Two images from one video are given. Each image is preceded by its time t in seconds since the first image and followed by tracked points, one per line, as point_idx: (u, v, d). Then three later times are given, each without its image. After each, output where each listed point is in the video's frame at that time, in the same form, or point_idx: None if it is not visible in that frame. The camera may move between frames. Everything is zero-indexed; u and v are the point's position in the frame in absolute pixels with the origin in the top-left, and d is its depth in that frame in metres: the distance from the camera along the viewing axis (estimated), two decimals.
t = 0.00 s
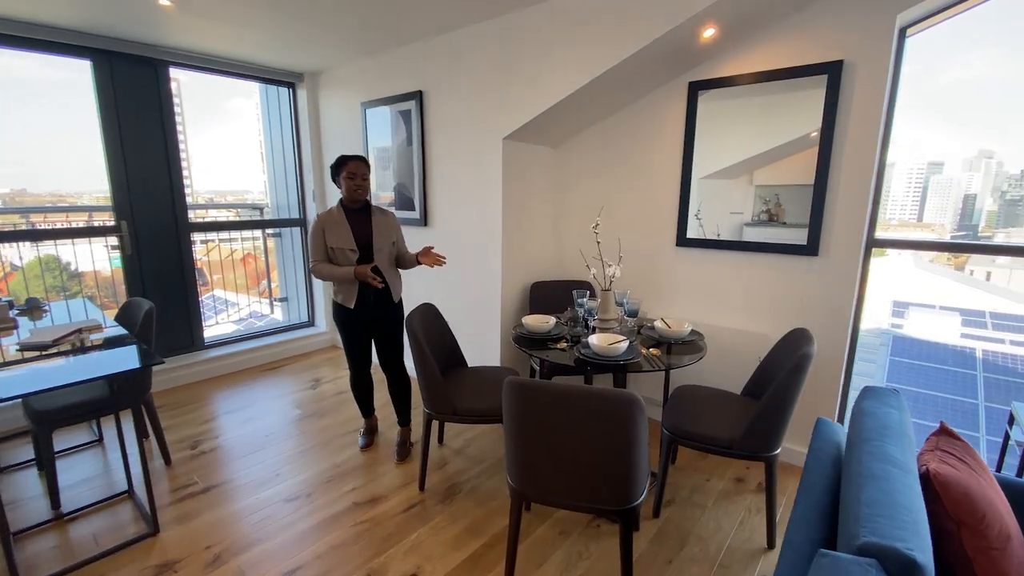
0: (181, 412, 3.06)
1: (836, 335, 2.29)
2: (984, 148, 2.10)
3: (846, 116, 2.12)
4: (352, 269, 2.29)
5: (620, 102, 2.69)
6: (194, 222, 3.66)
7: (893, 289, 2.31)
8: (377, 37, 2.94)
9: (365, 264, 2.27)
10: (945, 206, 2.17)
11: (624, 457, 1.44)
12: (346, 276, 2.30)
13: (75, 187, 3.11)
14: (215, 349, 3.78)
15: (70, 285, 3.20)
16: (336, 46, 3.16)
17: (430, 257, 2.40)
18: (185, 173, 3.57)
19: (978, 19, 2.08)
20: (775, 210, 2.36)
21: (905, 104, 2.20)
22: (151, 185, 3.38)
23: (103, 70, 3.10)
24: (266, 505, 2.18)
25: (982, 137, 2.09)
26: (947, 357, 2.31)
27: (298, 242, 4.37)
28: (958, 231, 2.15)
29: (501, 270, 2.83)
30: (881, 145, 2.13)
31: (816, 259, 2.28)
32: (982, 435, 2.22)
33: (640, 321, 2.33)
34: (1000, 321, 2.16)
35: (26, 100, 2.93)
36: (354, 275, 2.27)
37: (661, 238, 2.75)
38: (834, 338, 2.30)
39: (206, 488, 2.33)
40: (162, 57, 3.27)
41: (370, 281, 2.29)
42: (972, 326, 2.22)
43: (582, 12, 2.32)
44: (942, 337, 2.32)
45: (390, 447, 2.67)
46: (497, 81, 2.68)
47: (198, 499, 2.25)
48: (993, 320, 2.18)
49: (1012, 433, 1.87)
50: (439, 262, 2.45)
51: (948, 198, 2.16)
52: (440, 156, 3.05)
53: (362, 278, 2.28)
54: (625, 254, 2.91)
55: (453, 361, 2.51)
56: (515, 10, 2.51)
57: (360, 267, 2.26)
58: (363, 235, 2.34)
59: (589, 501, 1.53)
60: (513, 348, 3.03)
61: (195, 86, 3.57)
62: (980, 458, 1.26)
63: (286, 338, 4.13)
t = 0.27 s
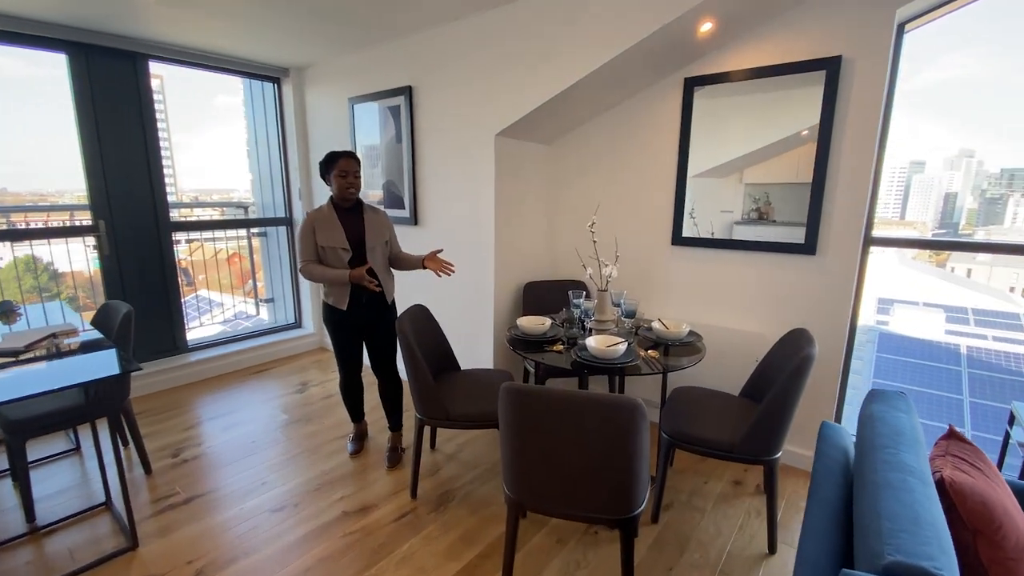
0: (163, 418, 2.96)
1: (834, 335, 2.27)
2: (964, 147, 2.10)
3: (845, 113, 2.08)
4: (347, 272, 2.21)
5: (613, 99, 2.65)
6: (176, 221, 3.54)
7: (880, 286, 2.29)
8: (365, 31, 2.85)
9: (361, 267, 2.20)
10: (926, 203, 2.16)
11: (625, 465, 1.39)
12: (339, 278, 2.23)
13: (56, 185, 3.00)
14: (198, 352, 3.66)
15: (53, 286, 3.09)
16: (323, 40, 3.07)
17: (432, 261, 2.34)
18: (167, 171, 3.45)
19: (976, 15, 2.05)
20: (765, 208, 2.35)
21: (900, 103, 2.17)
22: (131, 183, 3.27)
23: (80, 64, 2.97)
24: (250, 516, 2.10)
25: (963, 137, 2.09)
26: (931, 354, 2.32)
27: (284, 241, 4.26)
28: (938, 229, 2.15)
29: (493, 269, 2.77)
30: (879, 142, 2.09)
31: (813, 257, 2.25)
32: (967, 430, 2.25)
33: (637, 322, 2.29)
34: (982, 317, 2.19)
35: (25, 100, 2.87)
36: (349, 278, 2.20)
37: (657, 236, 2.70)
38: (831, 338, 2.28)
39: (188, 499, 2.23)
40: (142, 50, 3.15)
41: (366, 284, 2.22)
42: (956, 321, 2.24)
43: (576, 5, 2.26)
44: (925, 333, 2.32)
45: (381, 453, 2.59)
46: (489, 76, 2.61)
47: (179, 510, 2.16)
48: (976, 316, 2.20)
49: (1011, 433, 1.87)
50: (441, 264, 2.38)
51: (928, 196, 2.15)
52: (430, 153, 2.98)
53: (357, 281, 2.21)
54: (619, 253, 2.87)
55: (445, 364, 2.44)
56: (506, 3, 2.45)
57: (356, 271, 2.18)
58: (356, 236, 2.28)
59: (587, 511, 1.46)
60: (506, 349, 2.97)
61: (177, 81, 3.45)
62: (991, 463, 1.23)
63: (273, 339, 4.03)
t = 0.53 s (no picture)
0: (145, 425, 2.86)
1: (832, 336, 2.23)
2: (948, 147, 2.07)
3: (843, 111, 2.05)
4: (343, 277, 2.15)
5: (608, 96, 2.60)
6: (158, 222, 3.43)
7: (867, 286, 2.25)
8: (353, 25, 2.77)
9: (358, 272, 2.14)
10: (911, 202, 2.14)
11: (625, 475, 1.33)
12: (334, 283, 2.17)
13: (42, 184, 2.92)
14: (181, 356, 3.56)
15: (37, 286, 2.98)
16: (310, 35, 2.98)
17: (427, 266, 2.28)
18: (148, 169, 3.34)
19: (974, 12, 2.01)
20: (756, 207, 2.33)
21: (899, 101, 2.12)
22: (111, 181, 3.15)
23: (55, 58, 2.86)
24: (234, 529, 2.02)
25: (948, 136, 2.07)
26: (917, 350, 2.34)
27: (271, 241, 4.15)
28: (923, 228, 2.13)
29: (486, 270, 2.71)
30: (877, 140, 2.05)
31: (811, 258, 2.22)
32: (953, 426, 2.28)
33: (633, 324, 2.24)
34: (967, 314, 2.19)
35: (26, 100, 2.83)
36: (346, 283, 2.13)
37: (652, 236, 2.66)
38: (829, 339, 2.24)
39: (169, 511, 2.15)
40: (122, 44, 3.04)
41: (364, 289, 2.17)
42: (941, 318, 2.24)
43: None
44: (911, 330, 2.31)
45: (370, 460, 2.52)
46: (481, 73, 2.54)
47: (159, 523, 2.07)
48: (961, 313, 2.20)
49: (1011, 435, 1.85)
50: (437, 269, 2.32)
51: (913, 195, 2.13)
52: (420, 151, 2.90)
53: (354, 285, 2.15)
54: (614, 254, 2.82)
55: (437, 368, 2.38)
56: None
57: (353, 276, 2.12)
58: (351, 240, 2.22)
59: (585, 523, 1.41)
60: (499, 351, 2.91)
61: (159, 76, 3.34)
62: (1000, 469, 1.21)
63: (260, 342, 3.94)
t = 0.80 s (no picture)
0: (128, 431, 2.78)
1: (829, 337, 2.21)
2: (934, 147, 2.05)
3: (841, 109, 2.02)
4: (334, 272, 2.06)
5: (602, 94, 2.55)
6: (142, 221, 3.35)
7: (859, 285, 2.20)
8: (341, 20, 2.71)
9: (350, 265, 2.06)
10: (898, 201, 2.11)
11: (624, 485, 1.29)
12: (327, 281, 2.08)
13: (28, 183, 2.85)
14: (166, 359, 3.47)
15: (19, 287, 2.91)
16: (298, 30, 2.91)
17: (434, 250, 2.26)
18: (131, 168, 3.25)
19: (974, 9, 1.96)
20: (749, 207, 2.30)
21: (896, 99, 2.07)
22: (92, 180, 3.06)
23: (33, 52, 2.77)
24: (219, 539, 1.95)
25: (935, 136, 2.04)
26: (907, 348, 2.33)
27: (258, 240, 4.05)
28: (909, 226, 2.11)
29: (479, 271, 2.66)
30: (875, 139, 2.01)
31: (809, 258, 2.18)
32: (944, 423, 2.29)
33: (630, 326, 2.20)
34: (955, 312, 2.17)
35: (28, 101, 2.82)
36: (338, 278, 2.04)
37: (647, 236, 2.62)
38: (827, 341, 2.21)
39: (151, 521, 2.07)
40: (104, 39, 2.95)
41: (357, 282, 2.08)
42: (929, 316, 2.22)
43: None
44: (900, 328, 2.29)
45: (361, 466, 2.46)
46: (473, 69, 2.49)
47: (140, 534, 2.00)
48: (948, 311, 2.18)
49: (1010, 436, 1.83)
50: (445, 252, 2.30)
51: (900, 193, 2.11)
52: (411, 149, 2.84)
53: (346, 280, 2.06)
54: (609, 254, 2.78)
55: (428, 372, 2.32)
56: None
57: (345, 269, 2.03)
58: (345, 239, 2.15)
59: (582, 534, 1.36)
60: (492, 354, 2.85)
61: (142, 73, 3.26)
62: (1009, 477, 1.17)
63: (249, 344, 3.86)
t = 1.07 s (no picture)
0: (115, 435, 2.72)
1: (827, 336, 2.19)
2: (924, 147, 2.03)
3: (840, 105, 2.00)
4: (336, 264, 2.00)
5: (598, 91, 2.53)
6: (130, 221, 3.28)
7: (857, 284, 2.17)
8: (333, 15, 2.66)
9: (352, 255, 2.00)
10: (888, 200, 2.10)
11: (623, 489, 1.26)
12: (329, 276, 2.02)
13: (15, 182, 2.80)
14: (155, 361, 3.41)
15: (11, 287, 2.85)
16: (288, 25, 2.86)
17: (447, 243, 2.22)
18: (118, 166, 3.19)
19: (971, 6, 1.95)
20: (743, 206, 2.29)
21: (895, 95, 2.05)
22: (78, 178, 2.99)
23: (16, 48, 2.70)
24: (208, 545, 1.91)
25: (928, 135, 2.02)
26: (899, 346, 2.34)
27: (249, 240, 3.99)
28: (901, 225, 2.09)
29: (474, 270, 2.63)
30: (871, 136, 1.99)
31: (807, 256, 2.17)
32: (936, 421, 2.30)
33: (627, 326, 2.18)
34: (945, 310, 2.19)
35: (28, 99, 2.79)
36: (340, 269, 1.98)
37: (644, 235, 2.59)
38: (825, 340, 2.20)
39: (139, 527, 2.02)
40: (90, 34, 2.89)
41: (360, 273, 2.01)
42: (919, 314, 2.24)
43: None
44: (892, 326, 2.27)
45: (354, 469, 2.42)
46: (467, 65, 2.45)
47: (126, 541, 1.94)
48: (939, 309, 2.20)
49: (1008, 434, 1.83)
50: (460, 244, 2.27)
51: (890, 191, 2.09)
52: (405, 147, 2.80)
53: (349, 271, 1.99)
54: (605, 253, 2.75)
55: (422, 373, 2.29)
56: None
57: (346, 259, 1.97)
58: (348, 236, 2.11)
59: (580, 539, 1.33)
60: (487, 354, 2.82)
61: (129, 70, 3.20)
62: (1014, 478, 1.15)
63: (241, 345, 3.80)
